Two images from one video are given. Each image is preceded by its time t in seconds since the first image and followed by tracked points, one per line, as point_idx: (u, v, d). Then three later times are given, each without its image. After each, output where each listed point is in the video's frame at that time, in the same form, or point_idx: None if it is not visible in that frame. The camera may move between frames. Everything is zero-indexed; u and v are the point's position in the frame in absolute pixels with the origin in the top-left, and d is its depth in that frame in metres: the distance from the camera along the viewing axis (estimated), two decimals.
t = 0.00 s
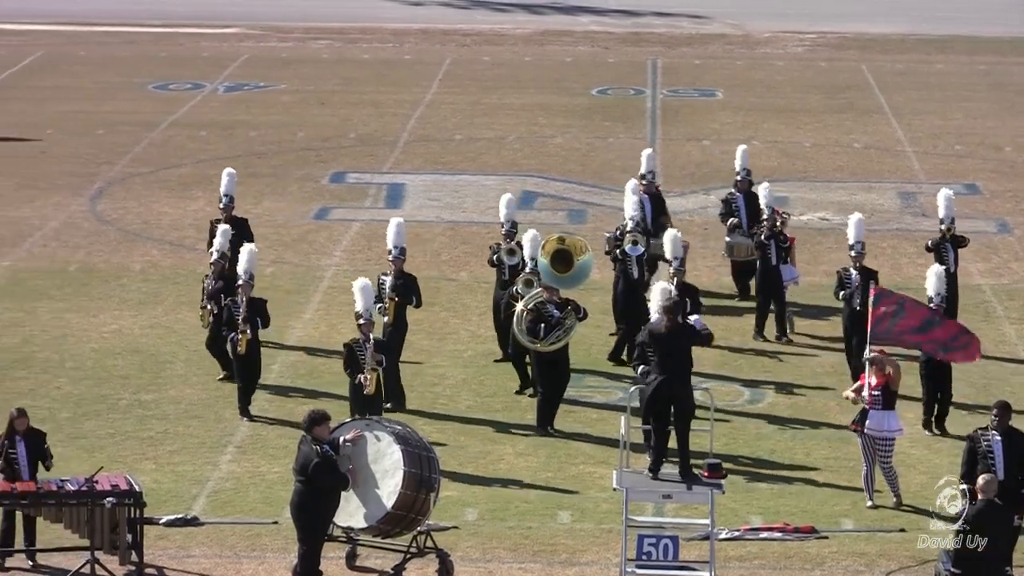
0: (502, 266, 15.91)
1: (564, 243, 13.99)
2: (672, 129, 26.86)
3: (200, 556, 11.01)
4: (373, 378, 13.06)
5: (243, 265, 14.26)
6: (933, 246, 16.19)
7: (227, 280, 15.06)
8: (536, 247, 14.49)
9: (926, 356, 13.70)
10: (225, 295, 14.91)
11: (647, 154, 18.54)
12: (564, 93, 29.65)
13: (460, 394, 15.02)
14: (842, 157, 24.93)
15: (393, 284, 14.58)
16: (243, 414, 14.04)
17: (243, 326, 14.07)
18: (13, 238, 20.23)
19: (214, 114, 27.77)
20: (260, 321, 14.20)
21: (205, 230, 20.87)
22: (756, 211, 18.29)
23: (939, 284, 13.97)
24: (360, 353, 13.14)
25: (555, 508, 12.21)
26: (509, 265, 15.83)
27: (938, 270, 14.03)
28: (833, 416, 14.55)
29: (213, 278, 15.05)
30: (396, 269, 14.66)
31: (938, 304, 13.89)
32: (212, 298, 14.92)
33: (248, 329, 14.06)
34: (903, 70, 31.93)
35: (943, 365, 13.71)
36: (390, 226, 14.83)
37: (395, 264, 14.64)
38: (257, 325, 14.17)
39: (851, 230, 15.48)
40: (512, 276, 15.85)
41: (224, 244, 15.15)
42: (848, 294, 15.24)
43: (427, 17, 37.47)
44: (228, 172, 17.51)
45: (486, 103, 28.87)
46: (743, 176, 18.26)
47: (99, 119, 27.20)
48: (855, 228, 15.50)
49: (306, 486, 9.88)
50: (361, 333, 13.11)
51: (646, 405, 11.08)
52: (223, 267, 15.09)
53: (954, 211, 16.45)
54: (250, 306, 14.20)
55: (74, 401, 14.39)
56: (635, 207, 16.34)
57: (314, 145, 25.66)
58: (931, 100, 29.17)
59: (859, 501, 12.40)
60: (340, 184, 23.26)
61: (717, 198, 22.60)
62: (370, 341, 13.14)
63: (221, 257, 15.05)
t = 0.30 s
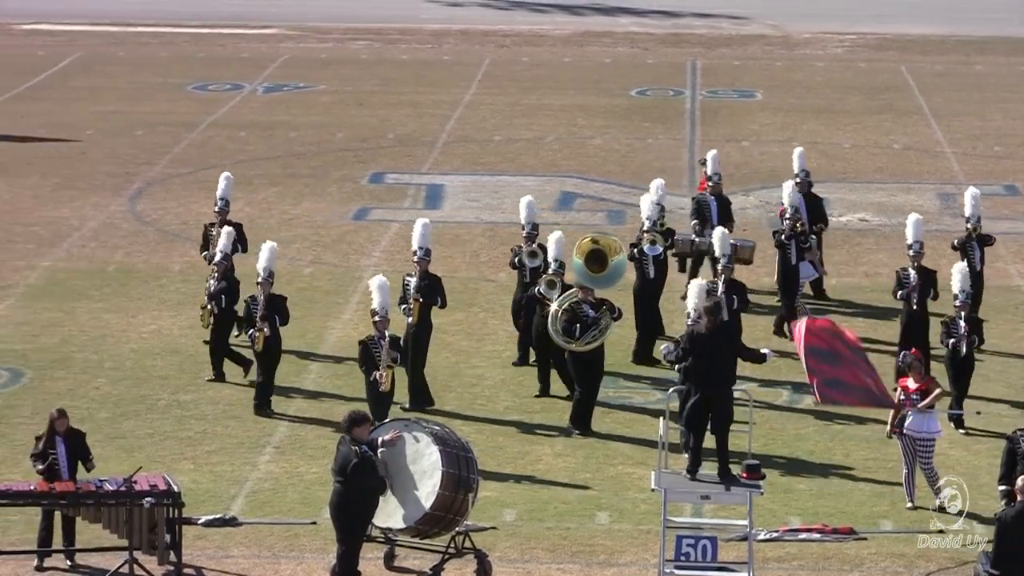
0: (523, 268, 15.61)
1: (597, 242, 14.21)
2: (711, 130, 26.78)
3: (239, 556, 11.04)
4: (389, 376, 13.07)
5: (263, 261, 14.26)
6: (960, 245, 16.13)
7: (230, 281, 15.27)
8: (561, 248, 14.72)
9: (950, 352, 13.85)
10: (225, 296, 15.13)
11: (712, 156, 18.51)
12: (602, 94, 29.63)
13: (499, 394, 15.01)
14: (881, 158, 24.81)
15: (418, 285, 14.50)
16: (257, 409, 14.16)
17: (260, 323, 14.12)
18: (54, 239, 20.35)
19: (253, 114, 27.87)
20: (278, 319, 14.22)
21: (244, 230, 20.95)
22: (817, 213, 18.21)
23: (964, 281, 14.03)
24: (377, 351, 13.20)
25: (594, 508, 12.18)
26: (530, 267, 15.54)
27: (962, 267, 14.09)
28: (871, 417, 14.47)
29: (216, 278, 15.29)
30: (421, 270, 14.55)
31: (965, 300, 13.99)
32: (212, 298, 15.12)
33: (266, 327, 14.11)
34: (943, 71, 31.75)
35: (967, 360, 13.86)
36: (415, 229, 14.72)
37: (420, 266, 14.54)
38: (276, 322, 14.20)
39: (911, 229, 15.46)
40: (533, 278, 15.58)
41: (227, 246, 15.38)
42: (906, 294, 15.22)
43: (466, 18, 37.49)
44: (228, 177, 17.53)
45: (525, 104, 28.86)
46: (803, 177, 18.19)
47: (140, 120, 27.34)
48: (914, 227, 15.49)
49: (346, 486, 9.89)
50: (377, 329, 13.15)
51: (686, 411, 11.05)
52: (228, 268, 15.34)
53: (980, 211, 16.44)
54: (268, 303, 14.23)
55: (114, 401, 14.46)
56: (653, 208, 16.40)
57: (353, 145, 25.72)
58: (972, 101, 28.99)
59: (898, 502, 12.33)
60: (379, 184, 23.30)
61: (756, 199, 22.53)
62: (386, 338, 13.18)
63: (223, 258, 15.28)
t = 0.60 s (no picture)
0: (537, 269, 15.60)
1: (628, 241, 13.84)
2: (747, 131, 26.70)
3: (272, 557, 11.06)
4: (399, 374, 13.05)
5: (274, 260, 14.26)
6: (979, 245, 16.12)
7: (227, 282, 15.10)
8: (578, 250, 14.58)
9: (973, 349, 13.69)
10: (222, 297, 14.92)
11: (771, 156, 18.38)
12: (637, 95, 29.58)
13: (535, 397, 15.00)
14: (916, 160, 24.69)
15: (437, 285, 14.31)
16: (262, 404, 14.29)
17: (272, 322, 14.10)
18: (90, 240, 20.46)
19: (288, 115, 27.96)
20: (289, 318, 14.18)
21: (279, 231, 21.01)
22: (874, 215, 18.43)
23: (986, 279, 13.87)
24: (384, 350, 13.14)
25: (628, 510, 12.16)
26: (544, 268, 15.52)
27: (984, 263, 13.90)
28: (907, 420, 14.40)
29: (212, 280, 15.09)
30: (440, 271, 14.37)
31: (987, 297, 13.78)
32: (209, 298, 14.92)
33: (279, 326, 14.10)
34: (980, 73, 31.57)
35: (987, 357, 13.72)
36: (434, 229, 14.52)
37: (440, 266, 14.34)
38: (288, 321, 14.16)
39: (966, 230, 15.45)
40: (547, 280, 15.61)
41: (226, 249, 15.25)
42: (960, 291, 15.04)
43: (501, 19, 37.52)
44: (214, 178, 17.14)
45: (560, 105, 28.84)
46: (863, 180, 18.33)
47: (176, 121, 27.44)
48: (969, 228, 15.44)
49: (381, 487, 9.90)
50: (385, 329, 13.13)
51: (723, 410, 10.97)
52: (224, 269, 15.17)
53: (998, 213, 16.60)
54: (279, 301, 14.15)
55: (148, 402, 14.52)
56: (663, 208, 16.47)
57: (388, 146, 25.75)
58: (1009, 103, 28.81)
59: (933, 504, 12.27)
60: (413, 185, 23.32)
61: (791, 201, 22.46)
62: (394, 336, 13.15)
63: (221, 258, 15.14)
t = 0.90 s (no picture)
0: (547, 271, 15.48)
1: (653, 242, 13.93)
2: (777, 133, 26.64)
3: (302, 557, 11.08)
4: (400, 370, 13.08)
5: (281, 257, 14.31)
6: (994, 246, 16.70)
7: (219, 280, 15.09)
8: (592, 252, 14.61)
9: (990, 347, 13.92)
10: (215, 295, 15.00)
11: (824, 159, 18.39)
12: (667, 97, 29.53)
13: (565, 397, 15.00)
14: (948, 161, 24.60)
15: (454, 285, 14.40)
16: (289, 406, 14.31)
17: (280, 319, 14.19)
18: (122, 240, 20.54)
19: (318, 116, 28.01)
20: (297, 314, 14.31)
21: (309, 232, 21.05)
22: (926, 219, 18.12)
23: (1003, 277, 14.36)
24: (387, 346, 13.19)
25: (657, 511, 12.14)
26: (555, 270, 15.40)
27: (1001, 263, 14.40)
28: (938, 421, 14.34)
29: (204, 277, 15.07)
30: (456, 270, 14.42)
31: (1005, 295, 14.24)
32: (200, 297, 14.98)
33: (285, 323, 14.17)
34: (1011, 74, 31.41)
35: (1007, 354, 13.94)
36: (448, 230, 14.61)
37: (456, 266, 14.40)
38: (294, 319, 14.27)
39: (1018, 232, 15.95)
40: (559, 282, 15.44)
41: (220, 247, 15.10)
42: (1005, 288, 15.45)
43: (530, 20, 37.50)
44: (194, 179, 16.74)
45: (590, 106, 28.81)
46: (914, 180, 17.97)
47: (207, 122, 27.52)
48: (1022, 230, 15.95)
49: (411, 487, 9.90)
50: (389, 324, 13.18)
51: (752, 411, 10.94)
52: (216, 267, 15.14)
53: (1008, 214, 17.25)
54: (287, 298, 14.30)
55: (179, 402, 14.57)
56: (672, 207, 16.20)
57: (418, 147, 25.77)
58: None
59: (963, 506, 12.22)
60: (443, 186, 23.34)
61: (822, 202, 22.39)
62: (398, 333, 13.18)
63: (215, 257, 15.05)
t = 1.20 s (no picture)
0: (553, 273, 15.37)
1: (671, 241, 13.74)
2: (802, 133, 26.58)
3: (325, 557, 11.10)
4: (400, 365, 13.30)
5: (283, 253, 14.41)
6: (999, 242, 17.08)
7: (207, 279, 15.23)
8: (598, 253, 14.51)
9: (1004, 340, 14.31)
10: (202, 295, 15.14)
11: (879, 158, 18.19)
12: (691, 97, 29.48)
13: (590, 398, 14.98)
14: (973, 162, 24.51)
15: (465, 284, 14.41)
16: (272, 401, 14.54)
17: (281, 316, 14.30)
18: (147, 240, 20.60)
19: (343, 116, 28.05)
20: (298, 311, 14.40)
21: (333, 232, 21.08)
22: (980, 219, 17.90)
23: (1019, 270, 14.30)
24: (387, 341, 13.35)
25: (682, 512, 12.12)
26: (560, 272, 15.29)
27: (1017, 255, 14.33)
28: (963, 422, 14.28)
29: (192, 276, 15.19)
30: (467, 270, 14.43)
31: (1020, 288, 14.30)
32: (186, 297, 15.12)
33: (287, 319, 14.29)
34: None
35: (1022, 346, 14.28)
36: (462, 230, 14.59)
37: (467, 265, 14.41)
38: (296, 315, 14.38)
39: None
40: (565, 283, 15.37)
41: (208, 246, 15.17)
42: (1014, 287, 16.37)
43: (555, 20, 37.48)
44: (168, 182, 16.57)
45: (614, 106, 28.79)
46: (966, 181, 17.83)
47: (232, 122, 27.59)
48: None
49: (435, 487, 9.91)
50: (390, 320, 13.36)
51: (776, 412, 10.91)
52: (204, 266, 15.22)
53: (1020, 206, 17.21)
54: (288, 295, 14.39)
55: (203, 402, 14.61)
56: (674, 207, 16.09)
57: (442, 147, 25.79)
58: None
59: (987, 507, 12.17)
60: (468, 186, 23.36)
61: (847, 202, 22.33)
62: (398, 329, 13.36)
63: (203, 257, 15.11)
